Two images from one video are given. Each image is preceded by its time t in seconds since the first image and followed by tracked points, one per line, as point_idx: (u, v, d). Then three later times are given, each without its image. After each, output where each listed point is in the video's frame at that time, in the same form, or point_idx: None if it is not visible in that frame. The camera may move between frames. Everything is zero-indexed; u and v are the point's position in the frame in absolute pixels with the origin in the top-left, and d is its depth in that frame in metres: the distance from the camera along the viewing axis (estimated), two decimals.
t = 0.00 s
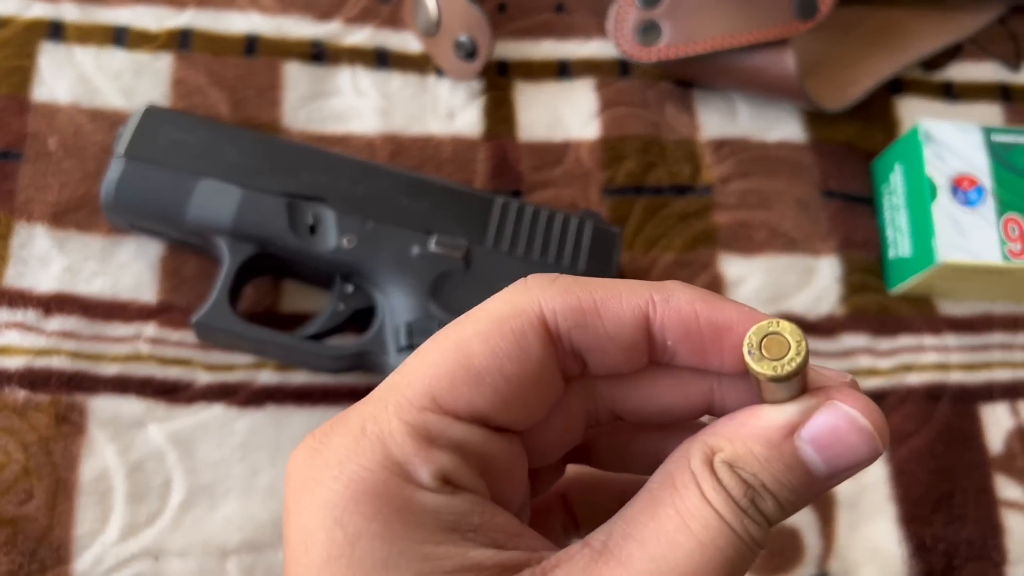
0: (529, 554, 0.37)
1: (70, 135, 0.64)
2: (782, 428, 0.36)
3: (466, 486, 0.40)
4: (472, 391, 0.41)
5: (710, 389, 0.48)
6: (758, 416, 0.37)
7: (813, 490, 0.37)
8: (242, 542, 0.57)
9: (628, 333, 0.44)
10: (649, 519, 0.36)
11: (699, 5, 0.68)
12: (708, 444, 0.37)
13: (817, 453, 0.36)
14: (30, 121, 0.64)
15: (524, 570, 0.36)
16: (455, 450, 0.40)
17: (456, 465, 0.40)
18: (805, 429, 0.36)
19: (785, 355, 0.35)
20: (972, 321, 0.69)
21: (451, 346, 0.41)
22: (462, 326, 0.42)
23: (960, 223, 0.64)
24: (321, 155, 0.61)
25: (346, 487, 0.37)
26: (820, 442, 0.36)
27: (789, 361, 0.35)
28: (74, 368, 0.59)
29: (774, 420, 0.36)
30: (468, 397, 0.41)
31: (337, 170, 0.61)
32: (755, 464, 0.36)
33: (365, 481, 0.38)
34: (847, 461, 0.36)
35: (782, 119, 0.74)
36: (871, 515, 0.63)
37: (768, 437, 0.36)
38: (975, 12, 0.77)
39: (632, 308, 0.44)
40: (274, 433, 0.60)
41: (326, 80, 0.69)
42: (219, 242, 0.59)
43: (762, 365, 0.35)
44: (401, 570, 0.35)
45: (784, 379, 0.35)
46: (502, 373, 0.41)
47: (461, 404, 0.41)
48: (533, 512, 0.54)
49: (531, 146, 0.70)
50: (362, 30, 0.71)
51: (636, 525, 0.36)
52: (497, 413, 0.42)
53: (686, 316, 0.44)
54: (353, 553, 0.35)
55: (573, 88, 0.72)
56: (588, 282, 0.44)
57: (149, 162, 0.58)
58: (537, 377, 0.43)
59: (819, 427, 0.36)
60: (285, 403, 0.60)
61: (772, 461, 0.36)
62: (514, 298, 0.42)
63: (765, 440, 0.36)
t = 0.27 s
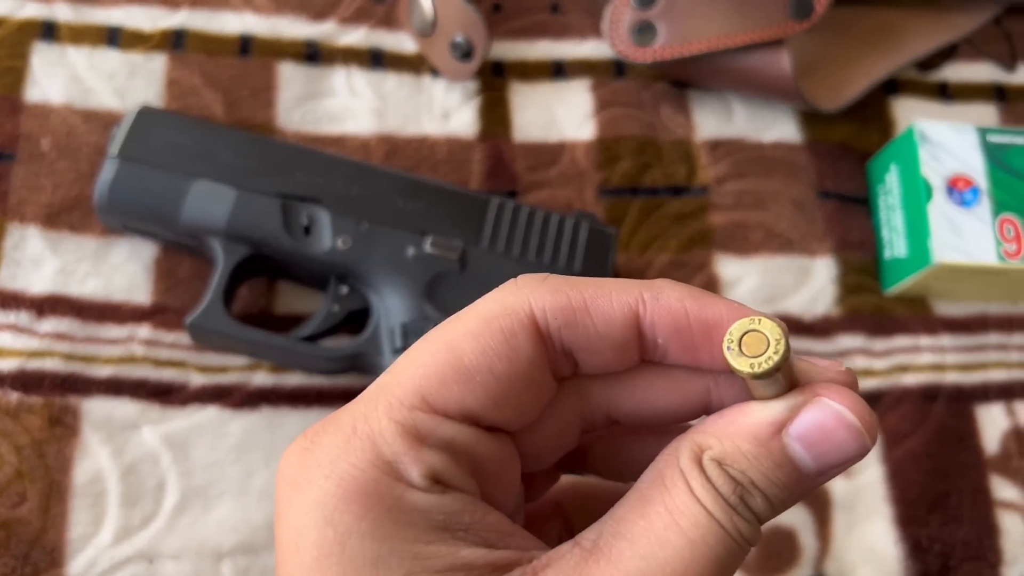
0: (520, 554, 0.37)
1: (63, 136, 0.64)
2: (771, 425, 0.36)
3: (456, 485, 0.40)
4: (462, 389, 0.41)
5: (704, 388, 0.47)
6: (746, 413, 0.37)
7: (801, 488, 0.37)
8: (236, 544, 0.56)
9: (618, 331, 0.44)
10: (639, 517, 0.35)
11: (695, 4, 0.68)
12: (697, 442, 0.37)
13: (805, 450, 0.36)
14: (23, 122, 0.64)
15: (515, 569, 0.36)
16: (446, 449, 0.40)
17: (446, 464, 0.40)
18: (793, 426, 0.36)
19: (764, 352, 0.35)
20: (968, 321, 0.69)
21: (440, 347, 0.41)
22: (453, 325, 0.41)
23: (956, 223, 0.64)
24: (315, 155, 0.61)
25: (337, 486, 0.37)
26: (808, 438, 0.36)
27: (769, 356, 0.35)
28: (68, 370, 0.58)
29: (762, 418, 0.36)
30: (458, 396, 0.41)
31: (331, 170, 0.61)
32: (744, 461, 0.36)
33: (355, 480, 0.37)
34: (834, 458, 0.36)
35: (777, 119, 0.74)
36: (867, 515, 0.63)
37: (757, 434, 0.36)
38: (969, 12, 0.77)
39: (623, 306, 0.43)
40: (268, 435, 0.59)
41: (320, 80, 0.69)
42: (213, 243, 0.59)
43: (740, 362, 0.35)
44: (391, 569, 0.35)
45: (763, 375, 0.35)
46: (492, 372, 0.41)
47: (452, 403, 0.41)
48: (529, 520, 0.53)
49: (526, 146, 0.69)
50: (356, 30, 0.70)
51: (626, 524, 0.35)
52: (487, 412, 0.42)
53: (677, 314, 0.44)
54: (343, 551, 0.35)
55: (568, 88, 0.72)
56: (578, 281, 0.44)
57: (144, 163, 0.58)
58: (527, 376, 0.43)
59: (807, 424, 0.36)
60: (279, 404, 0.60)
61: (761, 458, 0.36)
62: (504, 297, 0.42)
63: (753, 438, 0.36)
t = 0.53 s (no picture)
0: (509, 554, 0.37)
1: (57, 138, 0.64)
2: (753, 423, 0.36)
3: (445, 486, 0.40)
4: (450, 390, 0.41)
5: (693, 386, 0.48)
6: (729, 411, 0.37)
7: (787, 484, 0.38)
8: (231, 546, 0.56)
9: (605, 331, 0.44)
10: (624, 516, 0.35)
11: (687, 7, 0.68)
12: (681, 441, 0.37)
13: (787, 446, 0.36)
14: (17, 124, 0.64)
15: (504, 569, 0.36)
16: (434, 450, 0.40)
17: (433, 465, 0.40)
18: (775, 423, 0.36)
19: (742, 350, 0.35)
20: (961, 322, 0.70)
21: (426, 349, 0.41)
22: (440, 326, 0.42)
23: (949, 224, 0.65)
24: (309, 157, 0.61)
25: (325, 488, 0.37)
26: (791, 435, 0.36)
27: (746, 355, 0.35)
28: (62, 372, 0.58)
29: (745, 416, 0.37)
30: (446, 397, 0.41)
31: (326, 172, 0.61)
32: (728, 459, 0.36)
33: (343, 481, 0.37)
34: (817, 454, 0.36)
35: (771, 120, 0.74)
36: (861, 516, 0.63)
37: (740, 432, 0.36)
38: (963, 13, 0.77)
39: (609, 305, 0.44)
40: (262, 436, 0.59)
41: (314, 81, 0.69)
42: (207, 245, 0.59)
43: (717, 359, 0.35)
44: (380, 570, 0.35)
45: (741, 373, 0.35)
46: (480, 372, 0.41)
47: (440, 404, 0.41)
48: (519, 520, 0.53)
49: (520, 148, 0.70)
50: (351, 32, 0.70)
51: (613, 523, 0.35)
52: (475, 412, 0.42)
53: (663, 313, 0.44)
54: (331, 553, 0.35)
55: (562, 89, 0.72)
56: (565, 281, 0.44)
57: (138, 164, 0.58)
58: (515, 376, 0.43)
59: (789, 421, 0.36)
60: (273, 406, 0.60)
61: (744, 455, 0.36)
62: (491, 298, 0.43)
63: (736, 435, 0.36)
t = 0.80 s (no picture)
0: (499, 563, 0.37)
1: (49, 139, 0.64)
2: (749, 426, 0.36)
3: (432, 497, 0.40)
4: (437, 401, 0.40)
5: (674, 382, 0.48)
6: (723, 415, 0.37)
7: (780, 486, 0.37)
8: (224, 551, 0.56)
9: (593, 334, 0.43)
10: (617, 523, 0.35)
11: (683, 7, 0.68)
12: (675, 445, 0.37)
13: (783, 450, 0.36)
14: (8, 125, 0.63)
15: None
16: (420, 461, 0.40)
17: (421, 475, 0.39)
18: (770, 428, 0.36)
19: (747, 369, 0.36)
20: (958, 323, 0.69)
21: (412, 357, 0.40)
22: (425, 333, 0.41)
23: (946, 226, 0.64)
24: (304, 158, 0.60)
25: (309, 503, 0.37)
26: (786, 439, 0.36)
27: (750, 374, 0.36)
28: (53, 376, 0.58)
29: (737, 420, 0.36)
30: (433, 408, 0.40)
31: (320, 174, 0.60)
32: (723, 463, 0.36)
33: (329, 497, 0.37)
34: (811, 457, 0.36)
35: (767, 121, 0.74)
36: (858, 518, 0.63)
37: (735, 436, 0.36)
38: (961, 13, 0.77)
39: (598, 310, 0.43)
40: (255, 440, 0.59)
41: (308, 82, 0.68)
42: (200, 247, 0.59)
43: (724, 380, 0.36)
44: None
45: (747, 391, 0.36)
46: (467, 380, 0.41)
47: (426, 414, 0.40)
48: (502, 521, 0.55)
49: (515, 149, 0.69)
50: (345, 32, 0.70)
51: (605, 529, 0.35)
52: (461, 421, 0.42)
53: (653, 318, 0.43)
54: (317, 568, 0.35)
55: (557, 90, 0.72)
56: (553, 284, 0.43)
57: (130, 167, 0.58)
58: (502, 384, 0.42)
59: (783, 426, 0.36)
60: (266, 409, 0.60)
61: (740, 459, 0.36)
62: (478, 303, 0.42)
63: (732, 439, 0.36)
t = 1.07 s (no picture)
0: (487, 560, 0.37)
1: (44, 140, 0.63)
2: (743, 427, 0.36)
3: (419, 495, 0.40)
4: (422, 401, 0.40)
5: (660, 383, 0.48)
6: (718, 414, 0.37)
7: (774, 485, 0.37)
8: (220, 553, 0.56)
9: (578, 334, 0.43)
10: (608, 520, 0.35)
11: (679, 7, 0.68)
12: (669, 444, 0.37)
13: (778, 450, 0.36)
14: (3, 127, 0.63)
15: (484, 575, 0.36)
16: (406, 459, 0.40)
17: (408, 474, 0.39)
18: (765, 428, 0.36)
19: (741, 375, 0.36)
20: (954, 323, 0.69)
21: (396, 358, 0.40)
22: (410, 333, 0.41)
23: (942, 226, 0.65)
24: (300, 160, 0.60)
25: (295, 503, 0.37)
26: (780, 439, 0.36)
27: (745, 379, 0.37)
28: (49, 378, 0.58)
29: (730, 419, 0.36)
30: (418, 408, 0.40)
31: (316, 175, 0.60)
32: (717, 462, 0.36)
33: (315, 497, 0.37)
34: (804, 456, 0.36)
35: (763, 122, 0.74)
36: (855, 519, 0.63)
37: (730, 436, 0.36)
38: (956, 13, 0.77)
39: (583, 310, 0.43)
40: (251, 442, 0.59)
41: (304, 83, 0.68)
42: (196, 249, 0.59)
43: (720, 388, 0.36)
44: None
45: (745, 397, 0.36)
46: (453, 380, 0.41)
47: (412, 413, 0.40)
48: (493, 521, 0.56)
49: (511, 150, 0.69)
50: (341, 33, 0.70)
51: (597, 527, 0.35)
52: (448, 419, 0.42)
53: (638, 319, 0.43)
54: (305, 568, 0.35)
55: (554, 91, 0.72)
56: (538, 283, 0.43)
57: (126, 168, 0.57)
58: (489, 382, 0.42)
59: (777, 427, 0.36)
60: (263, 411, 0.60)
61: (734, 459, 0.36)
62: (463, 303, 0.42)
63: (726, 439, 0.36)
